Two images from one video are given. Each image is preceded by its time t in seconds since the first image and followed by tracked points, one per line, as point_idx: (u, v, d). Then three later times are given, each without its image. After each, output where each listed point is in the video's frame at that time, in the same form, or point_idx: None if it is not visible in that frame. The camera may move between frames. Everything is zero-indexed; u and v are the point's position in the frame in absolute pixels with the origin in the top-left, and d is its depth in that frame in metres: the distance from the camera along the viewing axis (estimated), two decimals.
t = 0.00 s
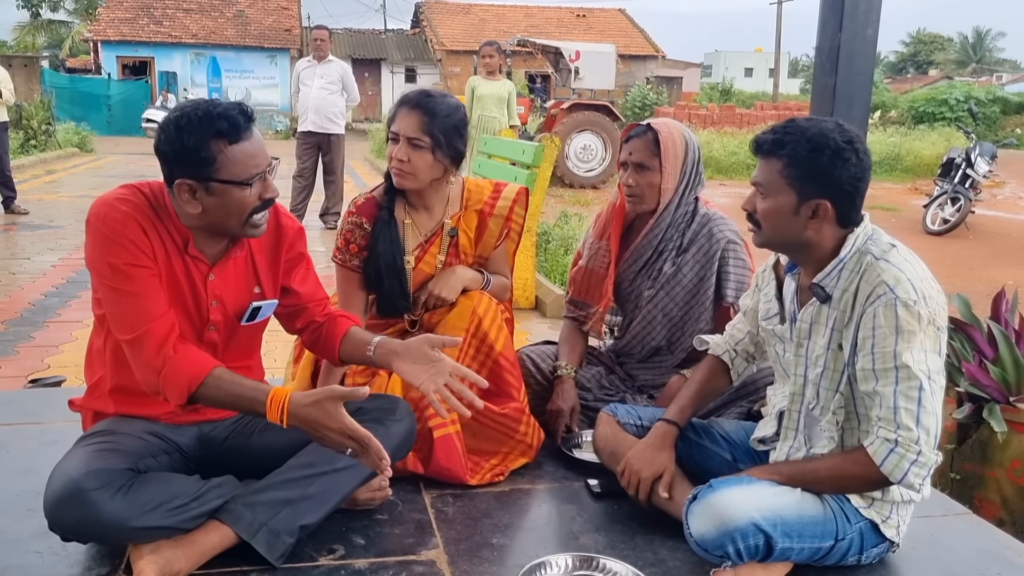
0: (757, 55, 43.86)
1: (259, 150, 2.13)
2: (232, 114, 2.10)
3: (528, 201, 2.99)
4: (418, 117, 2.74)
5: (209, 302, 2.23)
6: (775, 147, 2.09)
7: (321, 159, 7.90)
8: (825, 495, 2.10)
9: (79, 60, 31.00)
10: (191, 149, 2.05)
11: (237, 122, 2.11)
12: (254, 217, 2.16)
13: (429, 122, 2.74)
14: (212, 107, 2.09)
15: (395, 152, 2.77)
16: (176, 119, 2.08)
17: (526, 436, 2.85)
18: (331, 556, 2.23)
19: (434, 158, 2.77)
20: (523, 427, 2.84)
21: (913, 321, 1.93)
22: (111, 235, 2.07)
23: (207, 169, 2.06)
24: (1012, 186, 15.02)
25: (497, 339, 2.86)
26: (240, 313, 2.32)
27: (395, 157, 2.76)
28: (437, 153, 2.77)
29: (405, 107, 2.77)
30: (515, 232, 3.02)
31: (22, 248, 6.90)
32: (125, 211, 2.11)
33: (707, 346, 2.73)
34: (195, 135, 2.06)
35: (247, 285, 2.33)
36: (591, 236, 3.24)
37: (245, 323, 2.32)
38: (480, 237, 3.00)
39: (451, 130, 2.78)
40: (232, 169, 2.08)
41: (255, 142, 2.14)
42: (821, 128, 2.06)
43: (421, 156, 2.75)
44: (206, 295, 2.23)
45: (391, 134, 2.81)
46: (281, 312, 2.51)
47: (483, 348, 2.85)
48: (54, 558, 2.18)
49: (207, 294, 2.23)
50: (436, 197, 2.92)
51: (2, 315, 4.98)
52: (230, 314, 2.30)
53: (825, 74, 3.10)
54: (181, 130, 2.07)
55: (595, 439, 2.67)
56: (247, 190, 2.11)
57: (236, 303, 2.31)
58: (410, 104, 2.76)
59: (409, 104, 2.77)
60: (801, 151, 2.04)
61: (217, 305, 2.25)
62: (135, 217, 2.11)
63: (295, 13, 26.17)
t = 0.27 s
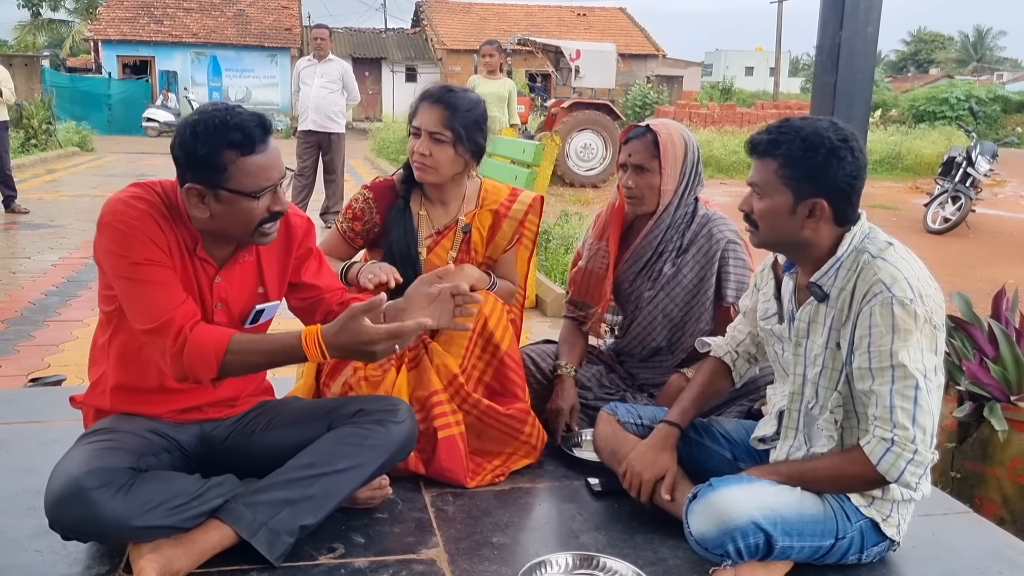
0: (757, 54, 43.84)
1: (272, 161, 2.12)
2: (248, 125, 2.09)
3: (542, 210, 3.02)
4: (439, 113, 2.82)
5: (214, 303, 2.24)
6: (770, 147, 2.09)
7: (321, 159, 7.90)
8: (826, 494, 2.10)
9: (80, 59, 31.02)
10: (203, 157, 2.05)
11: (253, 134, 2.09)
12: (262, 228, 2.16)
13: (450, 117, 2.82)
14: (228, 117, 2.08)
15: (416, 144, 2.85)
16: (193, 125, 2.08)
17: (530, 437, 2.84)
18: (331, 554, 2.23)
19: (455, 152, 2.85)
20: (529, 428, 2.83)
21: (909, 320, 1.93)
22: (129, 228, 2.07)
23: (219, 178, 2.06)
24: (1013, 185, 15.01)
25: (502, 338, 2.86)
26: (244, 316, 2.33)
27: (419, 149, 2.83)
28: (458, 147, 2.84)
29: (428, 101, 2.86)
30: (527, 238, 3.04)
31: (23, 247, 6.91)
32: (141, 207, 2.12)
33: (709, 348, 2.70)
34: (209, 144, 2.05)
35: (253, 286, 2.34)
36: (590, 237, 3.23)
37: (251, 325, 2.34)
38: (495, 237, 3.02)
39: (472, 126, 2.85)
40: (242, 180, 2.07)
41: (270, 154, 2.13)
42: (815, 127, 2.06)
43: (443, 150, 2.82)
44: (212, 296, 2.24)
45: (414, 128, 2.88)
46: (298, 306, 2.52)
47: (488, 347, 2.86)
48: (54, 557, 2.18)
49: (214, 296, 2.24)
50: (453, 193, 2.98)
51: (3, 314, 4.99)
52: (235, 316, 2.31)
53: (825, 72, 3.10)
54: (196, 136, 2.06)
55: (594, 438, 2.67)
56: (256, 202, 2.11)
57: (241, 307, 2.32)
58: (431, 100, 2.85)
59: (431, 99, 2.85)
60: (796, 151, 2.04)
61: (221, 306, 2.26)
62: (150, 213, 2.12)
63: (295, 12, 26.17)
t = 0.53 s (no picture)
0: (758, 53, 43.83)
1: (285, 143, 2.15)
2: (259, 107, 2.11)
3: (546, 216, 3.02)
4: (452, 105, 2.85)
5: (226, 301, 2.22)
6: (769, 147, 2.09)
7: (321, 158, 7.91)
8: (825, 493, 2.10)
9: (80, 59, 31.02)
10: (219, 139, 2.07)
11: (266, 115, 2.12)
12: (277, 213, 2.16)
13: (461, 111, 2.85)
14: (242, 101, 2.11)
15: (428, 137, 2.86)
16: (204, 111, 2.10)
17: (531, 436, 2.84)
18: (331, 554, 2.23)
19: (464, 147, 2.85)
20: (529, 426, 2.83)
21: (909, 320, 1.93)
22: (122, 223, 2.05)
23: (233, 159, 2.07)
24: (1014, 185, 15.01)
25: (503, 336, 2.86)
26: (257, 314, 2.31)
27: (429, 142, 2.85)
28: (467, 142, 2.85)
29: (441, 95, 2.87)
30: (529, 241, 3.06)
31: (23, 247, 6.91)
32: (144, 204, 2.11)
33: (710, 349, 2.73)
34: (223, 126, 2.07)
35: (264, 289, 2.33)
36: (590, 238, 3.23)
37: (262, 325, 2.32)
38: (499, 233, 3.02)
39: (482, 121, 2.88)
40: (257, 161, 2.09)
41: (281, 136, 2.15)
42: (815, 127, 2.06)
43: (452, 144, 2.83)
44: (223, 293, 2.21)
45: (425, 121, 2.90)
46: (298, 322, 2.49)
47: (490, 345, 2.86)
48: (54, 556, 2.18)
49: (225, 294, 2.22)
50: (460, 188, 2.98)
51: (3, 314, 4.99)
52: (246, 314, 2.28)
53: (825, 72, 3.10)
54: (208, 118, 2.09)
55: (595, 439, 2.68)
56: (272, 183, 2.11)
57: (252, 305, 2.30)
58: (445, 94, 2.87)
59: (443, 94, 2.87)
60: (795, 151, 2.04)
61: (233, 304, 2.24)
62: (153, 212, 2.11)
63: (295, 12, 26.17)
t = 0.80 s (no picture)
0: (757, 53, 43.82)
1: (282, 141, 2.14)
2: (258, 107, 2.12)
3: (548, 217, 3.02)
4: (460, 106, 2.85)
5: (223, 301, 2.23)
6: (769, 147, 2.09)
7: (321, 158, 7.91)
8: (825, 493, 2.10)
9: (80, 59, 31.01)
10: (216, 138, 2.07)
11: (262, 114, 2.12)
12: (272, 212, 2.16)
13: (466, 112, 2.85)
14: (237, 99, 2.11)
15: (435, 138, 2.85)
16: (202, 109, 2.10)
17: (531, 432, 2.84)
18: (330, 554, 2.23)
19: (469, 147, 2.86)
20: (529, 423, 2.83)
21: (909, 320, 1.93)
22: (110, 232, 2.03)
23: (230, 159, 2.07)
24: (1013, 184, 15.01)
25: (504, 333, 2.86)
26: (254, 312, 2.31)
27: (436, 143, 2.84)
28: (472, 143, 2.86)
29: (447, 97, 2.87)
30: (530, 241, 3.08)
31: (23, 247, 6.91)
32: (136, 210, 2.09)
33: (709, 349, 2.74)
34: (220, 126, 2.07)
35: (261, 287, 2.33)
36: (589, 238, 3.23)
37: (259, 322, 2.32)
38: (501, 234, 3.02)
39: (487, 122, 2.88)
40: (253, 160, 2.08)
41: (278, 134, 2.15)
42: (814, 127, 2.06)
43: (458, 145, 2.84)
44: (219, 293, 2.22)
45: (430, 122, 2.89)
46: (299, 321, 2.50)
47: (490, 341, 2.85)
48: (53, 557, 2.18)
49: (222, 292, 2.22)
50: (465, 188, 2.98)
51: (3, 314, 4.98)
52: (243, 313, 2.29)
53: (825, 72, 3.10)
54: (207, 119, 2.08)
55: (595, 438, 2.68)
56: (268, 181, 2.11)
57: (249, 303, 2.30)
58: (451, 95, 2.87)
59: (448, 95, 2.88)
60: (795, 152, 2.04)
61: (233, 303, 2.24)
62: (145, 218, 2.10)
63: (295, 12, 26.16)
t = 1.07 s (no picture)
0: (758, 54, 43.83)
1: (279, 143, 2.15)
2: (255, 108, 2.13)
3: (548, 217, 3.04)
4: (464, 107, 2.86)
5: (219, 303, 2.24)
6: (768, 150, 2.10)
7: (322, 159, 7.91)
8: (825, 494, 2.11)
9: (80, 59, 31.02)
10: (213, 141, 2.07)
11: (259, 115, 2.13)
12: (272, 213, 2.17)
13: (469, 113, 2.86)
14: (234, 101, 2.12)
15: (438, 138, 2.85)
16: (198, 112, 2.10)
17: (531, 433, 2.85)
18: (332, 554, 2.24)
19: (472, 148, 2.87)
20: (529, 424, 2.83)
21: (908, 322, 1.94)
22: (105, 234, 2.03)
23: (228, 161, 2.08)
24: (1013, 185, 15.03)
25: (505, 334, 2.86)
26: (249, 315, 2.32)
27: (439, 144, 2.84)
28: (475, 143, 2.87)
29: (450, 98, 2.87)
30: (531, 241, 3.10)
31: (24, 247, 6.92)
32: (129, 212, 2.10)
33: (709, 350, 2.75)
34: (217, 128, 2.08)
35: (257, 289, 2.34)
36: (590, 240, 3.24)
37: (255, 325, 2.33)
38: (501, 235, 3.03)
39: (490, 122, 2.89)
40: (252, 162, 2.09)
41: (276, 136, 2.16)
42: (814, 130, 2.07)
43: (461, 145, 2.85)
44: (215, 295, 2.23)
45: (433, 123, 2.90)
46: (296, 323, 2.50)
47: (491, 342, 2.86)
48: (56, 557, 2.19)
49: (217, 295, 2.23)
50: (466, 188, 2.99)
51: (3, 315, 4.99)
52: (239, 315, 2.30)
53: (825, 73, 3.10)
54: (205, 120, 2.09)
55: (595, 439, 2.69)
56: (267, 183, 2.12)
57: (245, 305, 2.31)
58: (453, 96, 2.87)
59: (450, 95, 2.88)
60: (794, 154, 2.05)
61: (224, 306, 2.25)
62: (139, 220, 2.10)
63: (296, 12, 26.17)
